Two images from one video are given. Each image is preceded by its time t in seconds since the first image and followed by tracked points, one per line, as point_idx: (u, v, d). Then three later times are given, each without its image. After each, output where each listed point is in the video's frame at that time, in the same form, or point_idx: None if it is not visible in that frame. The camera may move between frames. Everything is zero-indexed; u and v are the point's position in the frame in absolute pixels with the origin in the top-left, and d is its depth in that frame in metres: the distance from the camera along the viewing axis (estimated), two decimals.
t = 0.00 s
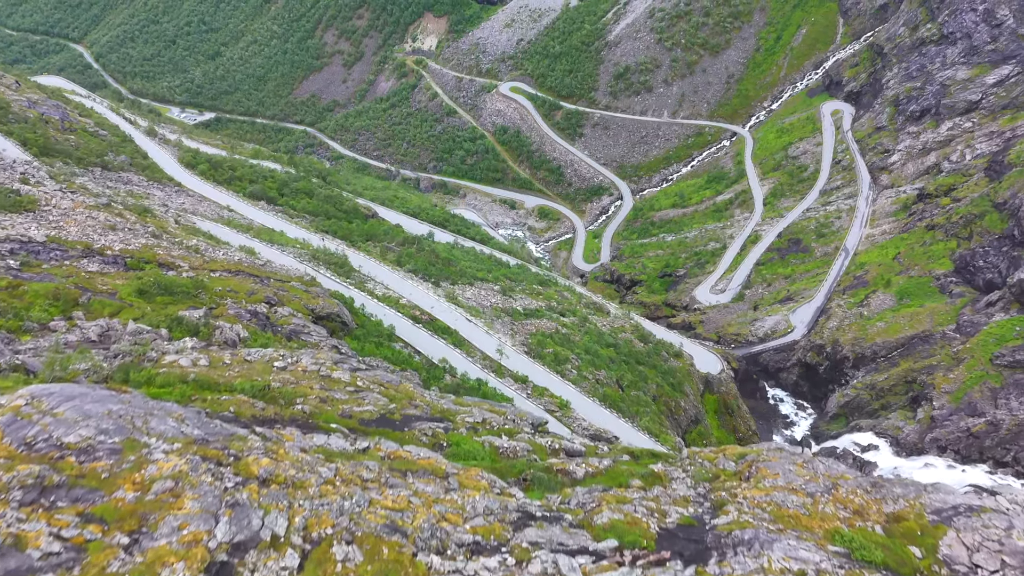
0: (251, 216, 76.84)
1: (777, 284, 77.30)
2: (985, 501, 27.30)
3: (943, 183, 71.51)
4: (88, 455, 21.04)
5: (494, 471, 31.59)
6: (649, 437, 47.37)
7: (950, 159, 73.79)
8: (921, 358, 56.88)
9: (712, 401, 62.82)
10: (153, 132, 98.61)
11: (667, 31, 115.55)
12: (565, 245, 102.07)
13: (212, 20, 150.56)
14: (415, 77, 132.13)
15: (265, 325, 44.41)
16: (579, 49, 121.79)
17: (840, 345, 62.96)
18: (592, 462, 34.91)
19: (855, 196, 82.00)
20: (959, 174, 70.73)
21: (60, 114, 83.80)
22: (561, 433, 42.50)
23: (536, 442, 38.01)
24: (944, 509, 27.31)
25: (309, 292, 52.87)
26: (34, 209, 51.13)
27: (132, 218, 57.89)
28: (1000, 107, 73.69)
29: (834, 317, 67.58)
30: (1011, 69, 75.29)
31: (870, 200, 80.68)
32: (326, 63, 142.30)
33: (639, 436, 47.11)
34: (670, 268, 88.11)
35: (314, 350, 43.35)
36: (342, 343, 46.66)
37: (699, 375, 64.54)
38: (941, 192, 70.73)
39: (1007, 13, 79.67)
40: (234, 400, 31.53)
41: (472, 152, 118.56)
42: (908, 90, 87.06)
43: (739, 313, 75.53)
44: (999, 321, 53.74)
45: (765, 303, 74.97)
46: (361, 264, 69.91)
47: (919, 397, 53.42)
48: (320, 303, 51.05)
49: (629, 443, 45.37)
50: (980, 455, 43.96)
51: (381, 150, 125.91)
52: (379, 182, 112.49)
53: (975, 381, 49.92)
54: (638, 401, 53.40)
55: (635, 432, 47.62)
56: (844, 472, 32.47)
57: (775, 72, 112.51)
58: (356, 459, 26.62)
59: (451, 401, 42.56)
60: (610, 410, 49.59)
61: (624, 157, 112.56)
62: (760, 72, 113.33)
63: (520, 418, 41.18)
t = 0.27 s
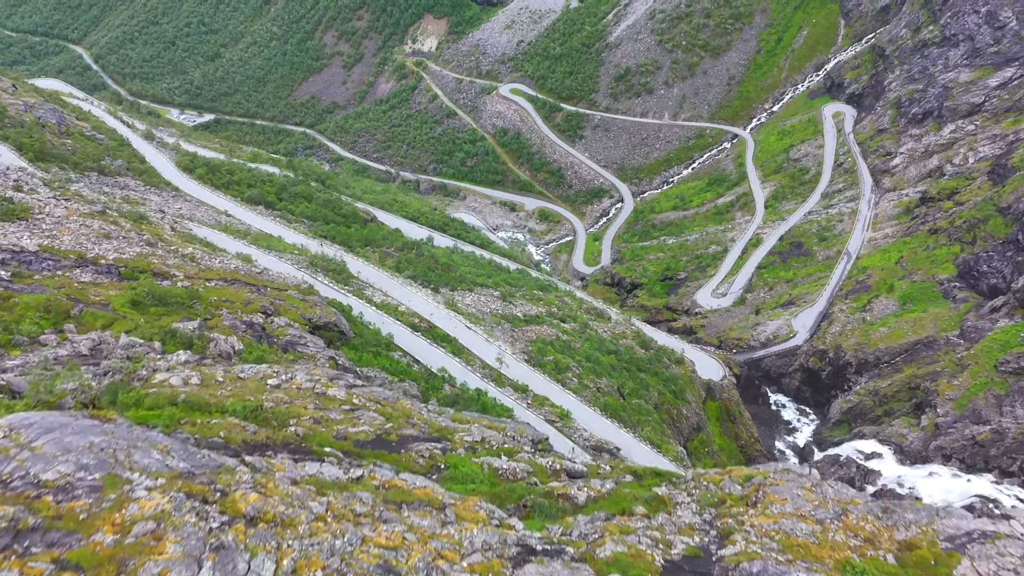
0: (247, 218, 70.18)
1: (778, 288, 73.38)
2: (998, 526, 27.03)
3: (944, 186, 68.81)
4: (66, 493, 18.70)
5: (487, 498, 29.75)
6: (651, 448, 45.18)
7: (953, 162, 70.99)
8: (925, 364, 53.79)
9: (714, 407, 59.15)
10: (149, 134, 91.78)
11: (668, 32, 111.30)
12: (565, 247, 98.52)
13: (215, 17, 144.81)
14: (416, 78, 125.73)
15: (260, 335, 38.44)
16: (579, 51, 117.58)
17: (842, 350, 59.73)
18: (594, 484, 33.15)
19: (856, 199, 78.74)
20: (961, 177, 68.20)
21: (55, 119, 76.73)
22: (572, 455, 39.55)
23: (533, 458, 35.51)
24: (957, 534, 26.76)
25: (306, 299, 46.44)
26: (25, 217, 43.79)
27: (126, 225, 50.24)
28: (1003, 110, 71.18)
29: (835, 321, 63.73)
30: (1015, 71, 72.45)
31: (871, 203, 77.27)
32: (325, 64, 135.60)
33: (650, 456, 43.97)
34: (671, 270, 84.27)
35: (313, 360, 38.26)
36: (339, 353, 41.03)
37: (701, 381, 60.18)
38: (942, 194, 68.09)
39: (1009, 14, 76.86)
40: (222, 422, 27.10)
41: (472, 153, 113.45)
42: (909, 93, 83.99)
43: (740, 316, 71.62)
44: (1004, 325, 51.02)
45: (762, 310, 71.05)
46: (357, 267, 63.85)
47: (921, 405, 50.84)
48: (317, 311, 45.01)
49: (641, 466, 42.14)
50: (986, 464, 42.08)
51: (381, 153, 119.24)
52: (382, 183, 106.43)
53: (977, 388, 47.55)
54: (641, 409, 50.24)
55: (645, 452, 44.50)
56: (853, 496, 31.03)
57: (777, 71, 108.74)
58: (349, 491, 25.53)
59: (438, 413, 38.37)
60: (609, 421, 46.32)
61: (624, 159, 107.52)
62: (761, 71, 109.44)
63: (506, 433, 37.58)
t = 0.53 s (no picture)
0: (244, 226, 63.08)
1: (779, 292, 68.34)
2: (1011, 555, 26.18)
3: (947, 189, 65.33)
4: (41, 537, 16.42)
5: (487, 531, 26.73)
6: (655, 463, 40.20)
7: (954, 166, 67.43)
8: (929, 370, 51.55)
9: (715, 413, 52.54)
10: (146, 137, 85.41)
11: (669, 34, 107.43)
12: (566, 250, 93.89)
13: (211, 11, 134.39)
14: (415, 79, 119.50)
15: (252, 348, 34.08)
16: (581, 53, 111.63)
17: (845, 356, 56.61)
18: (594, 509, 30.08)
19: (858, 202, 74.81)
20: (964, 180, 64.78)
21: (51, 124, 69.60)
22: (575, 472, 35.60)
23: (531, 479, 31.88)
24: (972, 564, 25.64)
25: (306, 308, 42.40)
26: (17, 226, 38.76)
27: (122, 233, 43.85)
28: (1005, 113, 67.70)
29: (837, 327, 60.18)
30: (1018, 74, 69.06)
31: (873, 205, 73.65)
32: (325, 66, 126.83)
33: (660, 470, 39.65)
34: (672, 274, 80.09)
35: (308, 374, 33.91)
36: (336, 365, 36.57)
37: (702, 388, 53.95)
38: (948, 195, 64.15)
39: (1012, 16, 73.45)
40: (212, 449, 24.19)
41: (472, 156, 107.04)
42: (912, 95, 80.22)
43: (741, 319, 66.93)
44: (1008, 332, 49.18)
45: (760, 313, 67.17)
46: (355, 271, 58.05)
47: (924, 412, 48.99)
48: (315, 322, 40.46)
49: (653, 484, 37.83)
50: (992, 475, 41.56)
51: (379, 154, 113.14)
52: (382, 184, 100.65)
53: (980, 396, 45.89)
54: (642, 419, 44.23)
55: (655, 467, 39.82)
56: (865, 523, 29.10)
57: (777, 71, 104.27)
58: (341, 525, 22.74)
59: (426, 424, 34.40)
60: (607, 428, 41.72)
61: (625, 161, 101.85)
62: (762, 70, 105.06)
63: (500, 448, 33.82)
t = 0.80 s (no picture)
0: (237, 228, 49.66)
1: (781, 297, 53.86)
2: None
3: (948, 193, 52.59)
4: None
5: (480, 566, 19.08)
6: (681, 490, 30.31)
7: (958, 168, 54.49)
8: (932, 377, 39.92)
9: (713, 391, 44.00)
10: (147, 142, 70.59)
11: (670, 36, 88.39)
12: (566, 254, 74.47)
13: (211, 7, 110.13)
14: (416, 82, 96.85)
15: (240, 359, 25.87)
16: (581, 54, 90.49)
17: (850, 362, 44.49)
18: (595, 533, 22.19)
19: (860, 205, 59.90)
20: (966, 184, 52.32)
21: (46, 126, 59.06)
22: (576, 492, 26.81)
23: (527, 498, 24.03)
24: None
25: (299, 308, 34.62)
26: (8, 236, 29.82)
27: (117, 241, 34.07)
28: (1009, 116, 54.18)
29: (836, 331, 47.29)
30: None
31: (875, 208, 58.70)
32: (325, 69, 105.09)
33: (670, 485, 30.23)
34: (672, 277, 63.00)
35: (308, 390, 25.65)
36: (333, 375, 28.19)
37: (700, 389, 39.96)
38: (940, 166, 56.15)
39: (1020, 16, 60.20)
40: (201, 476, 18.29)
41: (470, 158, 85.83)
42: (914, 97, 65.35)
43: (743, 324, 51.90)
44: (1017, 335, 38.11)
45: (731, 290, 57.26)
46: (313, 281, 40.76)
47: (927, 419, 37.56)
48: (311, 332, 31.15)
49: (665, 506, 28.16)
50: (999, 485, 31.40)
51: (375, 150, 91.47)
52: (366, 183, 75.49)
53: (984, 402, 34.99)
54: (643, 429, 33.45)
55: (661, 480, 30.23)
56: (877, 551, 22.70)
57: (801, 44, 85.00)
58: (333, 563, 16.72)
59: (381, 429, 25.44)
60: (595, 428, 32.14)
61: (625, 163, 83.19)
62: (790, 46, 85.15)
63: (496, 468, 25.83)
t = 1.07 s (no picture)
0: (239, 234, 44.28)
1: (783, 302, 47.17)
2: None
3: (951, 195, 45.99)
4: None
5: None
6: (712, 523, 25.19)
7: (959, 172, 47.57)
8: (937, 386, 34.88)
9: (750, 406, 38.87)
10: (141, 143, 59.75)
11: (669, 36, 87.09)
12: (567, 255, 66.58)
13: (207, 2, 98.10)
14: (416, 84, 95.55)
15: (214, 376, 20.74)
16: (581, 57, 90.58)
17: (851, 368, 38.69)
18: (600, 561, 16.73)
19: (862, 208, 52.64)
20: (969, 187, 45.61)
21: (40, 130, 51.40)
22: (577, 508, 21.56)
23: (522, 520, 18.29)
24: None
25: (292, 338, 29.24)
26: None
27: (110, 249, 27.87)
28: (1013, 118, 47.51)
29: (838, 335, 41.30)
30: None
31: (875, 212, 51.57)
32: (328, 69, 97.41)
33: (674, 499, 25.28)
34: (671, 282, 55.02)
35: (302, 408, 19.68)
36: (327, 389, 22.47)
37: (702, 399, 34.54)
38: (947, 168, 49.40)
39: None
40: (191, 506, 14.60)
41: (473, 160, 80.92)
42: (916, 99, 58.13)
43: (743, 329, 45.92)
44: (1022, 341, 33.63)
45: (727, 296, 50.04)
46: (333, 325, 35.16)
47: (932, 425, 33.44)
48: (308, 343, 25.25)
49: (671, 526, 23.33)
50: (1005, 495, 28.81)
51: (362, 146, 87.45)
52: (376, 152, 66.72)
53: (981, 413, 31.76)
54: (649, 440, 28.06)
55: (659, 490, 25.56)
56: None
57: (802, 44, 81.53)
58: None
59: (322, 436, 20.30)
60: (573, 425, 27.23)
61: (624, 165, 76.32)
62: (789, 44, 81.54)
63: (482, 485, 19.52)
